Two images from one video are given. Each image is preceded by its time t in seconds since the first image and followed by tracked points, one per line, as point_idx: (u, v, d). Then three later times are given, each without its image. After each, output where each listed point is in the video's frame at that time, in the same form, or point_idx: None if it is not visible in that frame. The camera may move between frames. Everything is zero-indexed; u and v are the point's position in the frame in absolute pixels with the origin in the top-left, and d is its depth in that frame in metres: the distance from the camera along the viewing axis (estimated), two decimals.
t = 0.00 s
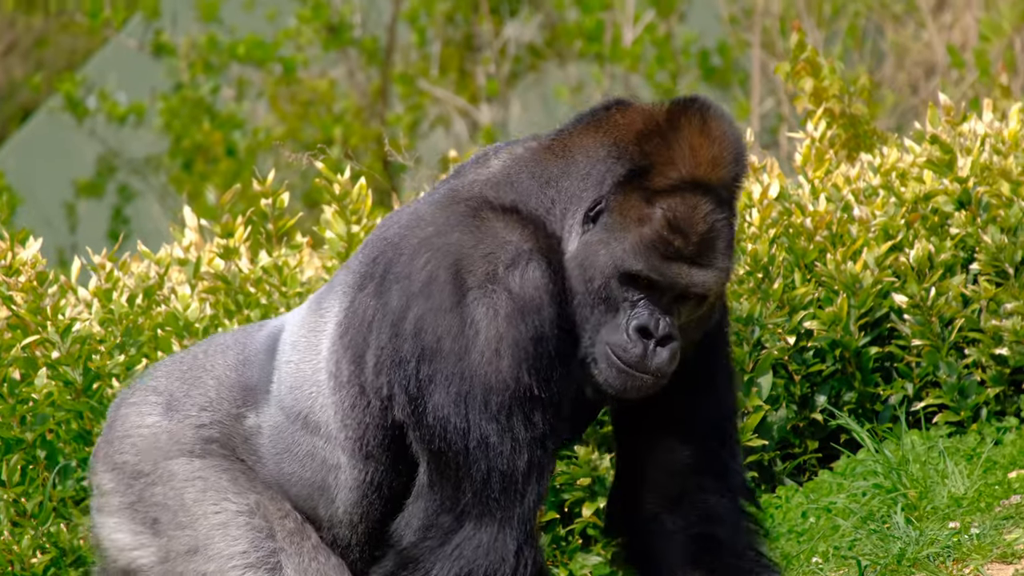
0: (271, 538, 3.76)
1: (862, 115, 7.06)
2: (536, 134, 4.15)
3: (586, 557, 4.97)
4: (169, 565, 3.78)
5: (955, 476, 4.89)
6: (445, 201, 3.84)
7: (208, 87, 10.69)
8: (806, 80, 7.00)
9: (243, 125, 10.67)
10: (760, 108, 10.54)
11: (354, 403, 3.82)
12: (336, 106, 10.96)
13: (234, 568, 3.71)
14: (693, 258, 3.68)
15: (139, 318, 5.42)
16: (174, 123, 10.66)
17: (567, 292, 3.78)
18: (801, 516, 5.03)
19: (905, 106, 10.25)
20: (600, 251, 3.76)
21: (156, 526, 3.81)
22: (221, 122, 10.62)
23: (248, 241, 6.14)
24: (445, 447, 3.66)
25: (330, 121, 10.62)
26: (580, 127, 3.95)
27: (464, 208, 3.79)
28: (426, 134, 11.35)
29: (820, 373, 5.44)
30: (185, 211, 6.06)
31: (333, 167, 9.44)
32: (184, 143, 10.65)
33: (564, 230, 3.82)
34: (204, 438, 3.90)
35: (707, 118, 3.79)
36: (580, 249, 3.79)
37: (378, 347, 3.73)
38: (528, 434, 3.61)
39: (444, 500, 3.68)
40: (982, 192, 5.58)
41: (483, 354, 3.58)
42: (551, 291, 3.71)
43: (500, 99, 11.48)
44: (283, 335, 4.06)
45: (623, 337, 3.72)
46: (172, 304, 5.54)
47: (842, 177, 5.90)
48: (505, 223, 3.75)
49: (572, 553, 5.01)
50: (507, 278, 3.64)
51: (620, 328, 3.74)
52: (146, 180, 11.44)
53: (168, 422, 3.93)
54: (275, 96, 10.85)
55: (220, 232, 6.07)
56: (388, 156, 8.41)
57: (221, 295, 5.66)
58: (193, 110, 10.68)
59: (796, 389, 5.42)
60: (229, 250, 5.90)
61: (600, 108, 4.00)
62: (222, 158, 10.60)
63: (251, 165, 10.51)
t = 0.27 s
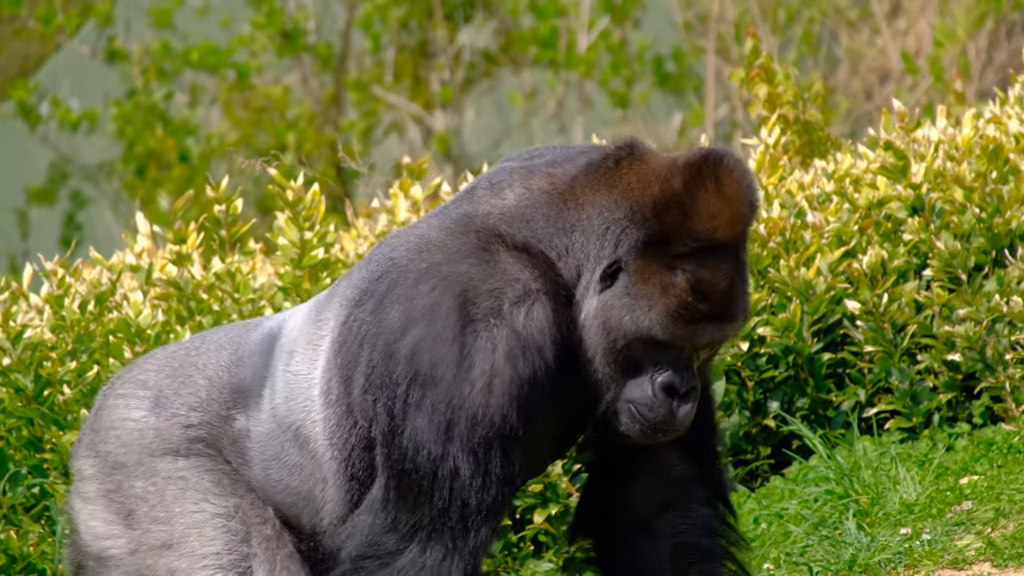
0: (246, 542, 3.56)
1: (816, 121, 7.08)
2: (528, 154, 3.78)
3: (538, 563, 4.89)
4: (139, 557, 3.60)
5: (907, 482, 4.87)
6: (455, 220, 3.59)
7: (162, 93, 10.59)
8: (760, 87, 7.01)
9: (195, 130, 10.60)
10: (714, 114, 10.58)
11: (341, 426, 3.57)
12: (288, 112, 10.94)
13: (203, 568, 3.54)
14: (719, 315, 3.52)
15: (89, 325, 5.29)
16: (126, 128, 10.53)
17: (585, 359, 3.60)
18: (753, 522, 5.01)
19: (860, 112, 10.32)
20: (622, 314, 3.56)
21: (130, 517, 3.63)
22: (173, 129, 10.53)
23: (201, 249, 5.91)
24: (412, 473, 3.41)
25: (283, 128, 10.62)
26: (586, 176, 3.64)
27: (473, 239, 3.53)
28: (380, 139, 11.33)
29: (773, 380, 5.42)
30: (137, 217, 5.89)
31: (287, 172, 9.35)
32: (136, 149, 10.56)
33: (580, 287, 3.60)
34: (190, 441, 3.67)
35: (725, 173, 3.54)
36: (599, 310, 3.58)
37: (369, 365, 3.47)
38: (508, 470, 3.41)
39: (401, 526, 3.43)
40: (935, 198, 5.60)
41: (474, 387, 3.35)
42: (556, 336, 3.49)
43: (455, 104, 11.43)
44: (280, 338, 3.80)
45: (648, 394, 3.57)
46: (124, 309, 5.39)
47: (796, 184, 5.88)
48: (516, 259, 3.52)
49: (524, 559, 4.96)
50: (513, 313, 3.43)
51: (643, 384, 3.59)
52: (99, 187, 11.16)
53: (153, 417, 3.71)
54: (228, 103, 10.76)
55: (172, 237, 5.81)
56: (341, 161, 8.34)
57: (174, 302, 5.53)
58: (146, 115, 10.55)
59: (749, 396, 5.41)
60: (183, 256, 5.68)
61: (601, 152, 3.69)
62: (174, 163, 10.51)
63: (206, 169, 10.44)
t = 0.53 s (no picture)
0: (142, 553, 3.45)
1: (704, 127, 7.12)
2: (458, 179, 3.64)
3: (426, 569, 4.78)
4: (31, 556, 3.49)
5: (795, 487, 4.89)
6: (394, 261, 3.47)
7: (48, 98, 10.01)
8: (648, 93, 7.04)
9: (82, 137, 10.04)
10: (603, 120, 10.62)
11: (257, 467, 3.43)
12: (177, 117, 10.66)
13: None
14: (661, 354, 3.54)
15: None
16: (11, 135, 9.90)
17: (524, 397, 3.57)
18: (642, 527, 5.00)
19: (749, 117, 10.45)
20: (566, 355, 3.52)
21: (28, 513, 3.50)
22: (60, 135, 9.91)
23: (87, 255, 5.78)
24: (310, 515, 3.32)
25: (171, 134, 10.34)
26: (533, 215, 3.54)
27: (415, 293, 3.42)
28: (267, 146, 11.17)
29: (662, 385, 5.40)
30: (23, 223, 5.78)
31: (173, 176, 9.10)
32: (21, 155, 9.91)
33: (520, 327, 3.53)
34: (105, 453, 3.52)
35: (676, 216, 3.52)
36: (542, 350, 3.53)
37: (293, 410, 3.34)
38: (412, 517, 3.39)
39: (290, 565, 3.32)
40: (824, 204, 5.61)
41: (398, 442, 3.31)
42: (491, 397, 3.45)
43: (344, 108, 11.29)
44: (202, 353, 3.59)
45: (584, 431, 3.57)
46: (10, 315, 5.27)
47: (685, 190, 5.89)
48: (459, 318, 3.45)
49: (412, 565, 4.81)
50: (450, 373, 3.37)
51: (582, 421, 3.57)
52: None
53: (65, 420, 3.56)
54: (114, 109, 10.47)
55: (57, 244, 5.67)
56: (228, 165, 8.16)
57: (60, 308, 5.30)
58: (31, 122, 9.94)
59: (637, 402, 5.38)
60: (69, 263, 5.49)
61: (546, 188, 3.58)
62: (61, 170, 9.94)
63: (91, 176, 9.98)
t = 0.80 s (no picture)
0: (105, 549, 3.35)
1: (655, 121, 7.11)
2: (422, 193, 3.51)
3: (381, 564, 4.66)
4: None
5: (749, 481, 4.89)
6: (366, 285, 3.32)
7: None
8: (600, 88, 6.97)
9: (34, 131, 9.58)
10: (554, 114, 10.60)
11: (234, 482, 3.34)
12: (128, 112, 10.47)
13: (57, 570, 3.33)
14: (633, 364, 3.46)
15: None
16: None
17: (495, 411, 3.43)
18: (596, 521, 4.99)
19: (700, 113, 10.47)
20: (539, 369, 3.40)
21: None
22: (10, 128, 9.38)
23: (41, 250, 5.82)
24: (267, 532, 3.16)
25: (123, 128, 10.05)
26: (503, 234, 3.42)
27: (388, 322, 3.25)
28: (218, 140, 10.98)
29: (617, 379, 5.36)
30: None
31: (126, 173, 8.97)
32: None
33: (491, 344, 3.41)
34: (73, 455, 3.41)
35: (647, 231, 3.44)
36: (515, 366, 3.41)
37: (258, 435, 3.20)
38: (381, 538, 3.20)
39: None
40: (777, 198, 5.62)
41: (359, 461, 3.13)
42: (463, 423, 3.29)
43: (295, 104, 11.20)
44: (173, 357, 3.46)
45: (557, 442, 3.47)
46: None
47: (637, 184, 5.88)
48: (431, 348, 3.29)
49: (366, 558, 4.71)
50: (422, 400, 3.20)
51: (554, 433, 3.48)
52: None
53: (31, 419, 3.46)
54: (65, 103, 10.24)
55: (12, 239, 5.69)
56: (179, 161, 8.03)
57: (14, 302, 5.34)
58: None
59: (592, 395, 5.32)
60: (22, 257, 5.50)
61: (515, 204, 3.45)
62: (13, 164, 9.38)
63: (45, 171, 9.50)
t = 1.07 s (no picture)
0: (88, 534, 3.36)
1: (635, 113, 7.11)
2: (404, 188, 3.54)
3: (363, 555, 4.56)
4: None
5: (730, 474, 4.90)
6: (353, 291, 3.37)
7: None
8: (580, 80, 6.98)
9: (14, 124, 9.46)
10: (534, 107, 10.59)
11: (233, 484, 3.40)
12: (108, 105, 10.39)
13: (40, 554, 3.36)
14: (618, 351, 3.42)
15: None
16: None
17: (482, 400, 3.41)
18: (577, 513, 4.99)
19: (680, 105, 10.48)
20: (524, 355, 3.37)
21: None
22: None
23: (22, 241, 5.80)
24: (335, 562, 3.25)
25: (104, 121, 9.96)
26: (484, 223, 3.42)
27: (378, 328, 3.30)
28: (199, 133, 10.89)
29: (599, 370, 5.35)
30: None
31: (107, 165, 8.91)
32: None
33: (476, 335, 3.40)
34: (60, 441, 3.46)
35: (626, 215, 3.41)
36: (500, 354, 3.39)
37: (290, 464, 3.30)
38: (449, 539, 3.25)
39: None
40: (757, 190, 5.59)
41: (387, 473, 3.20)
42: (474, 415, 3.34)
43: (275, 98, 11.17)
44: (164, 354, 3.51)
45: (545, 430, 3.43)
46: None
47: (617, 176, 5.89)
48: (424, 350, 3.33)
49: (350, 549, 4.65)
50: (427, 403, 3.26)
51: (542, 420, 3.44)
52: None
53: (20, 406, 3.50)
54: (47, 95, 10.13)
55: None
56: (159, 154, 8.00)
57: None
58: None
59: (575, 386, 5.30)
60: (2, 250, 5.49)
61: (493, 193, 3.45)
62: None
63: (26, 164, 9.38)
